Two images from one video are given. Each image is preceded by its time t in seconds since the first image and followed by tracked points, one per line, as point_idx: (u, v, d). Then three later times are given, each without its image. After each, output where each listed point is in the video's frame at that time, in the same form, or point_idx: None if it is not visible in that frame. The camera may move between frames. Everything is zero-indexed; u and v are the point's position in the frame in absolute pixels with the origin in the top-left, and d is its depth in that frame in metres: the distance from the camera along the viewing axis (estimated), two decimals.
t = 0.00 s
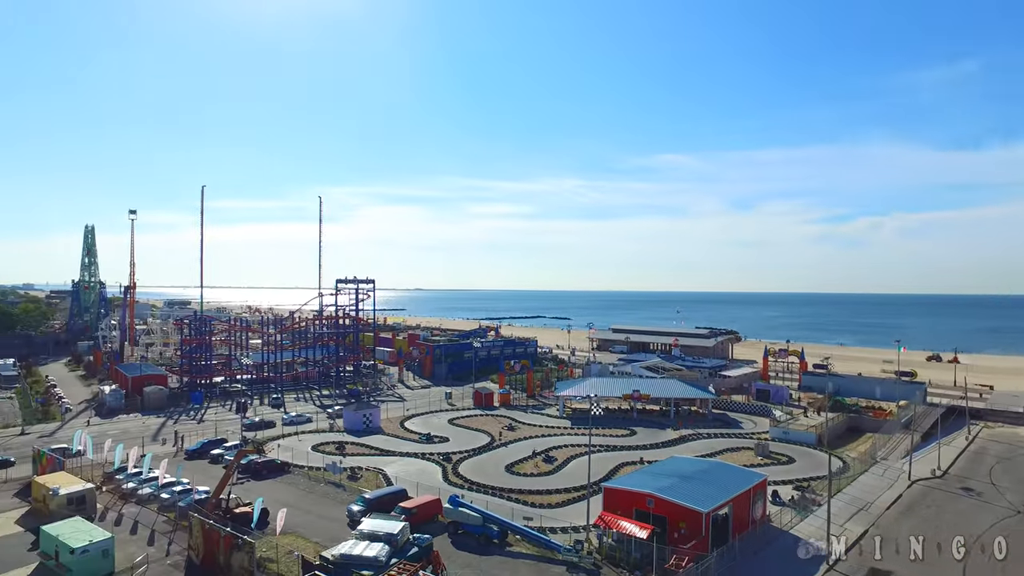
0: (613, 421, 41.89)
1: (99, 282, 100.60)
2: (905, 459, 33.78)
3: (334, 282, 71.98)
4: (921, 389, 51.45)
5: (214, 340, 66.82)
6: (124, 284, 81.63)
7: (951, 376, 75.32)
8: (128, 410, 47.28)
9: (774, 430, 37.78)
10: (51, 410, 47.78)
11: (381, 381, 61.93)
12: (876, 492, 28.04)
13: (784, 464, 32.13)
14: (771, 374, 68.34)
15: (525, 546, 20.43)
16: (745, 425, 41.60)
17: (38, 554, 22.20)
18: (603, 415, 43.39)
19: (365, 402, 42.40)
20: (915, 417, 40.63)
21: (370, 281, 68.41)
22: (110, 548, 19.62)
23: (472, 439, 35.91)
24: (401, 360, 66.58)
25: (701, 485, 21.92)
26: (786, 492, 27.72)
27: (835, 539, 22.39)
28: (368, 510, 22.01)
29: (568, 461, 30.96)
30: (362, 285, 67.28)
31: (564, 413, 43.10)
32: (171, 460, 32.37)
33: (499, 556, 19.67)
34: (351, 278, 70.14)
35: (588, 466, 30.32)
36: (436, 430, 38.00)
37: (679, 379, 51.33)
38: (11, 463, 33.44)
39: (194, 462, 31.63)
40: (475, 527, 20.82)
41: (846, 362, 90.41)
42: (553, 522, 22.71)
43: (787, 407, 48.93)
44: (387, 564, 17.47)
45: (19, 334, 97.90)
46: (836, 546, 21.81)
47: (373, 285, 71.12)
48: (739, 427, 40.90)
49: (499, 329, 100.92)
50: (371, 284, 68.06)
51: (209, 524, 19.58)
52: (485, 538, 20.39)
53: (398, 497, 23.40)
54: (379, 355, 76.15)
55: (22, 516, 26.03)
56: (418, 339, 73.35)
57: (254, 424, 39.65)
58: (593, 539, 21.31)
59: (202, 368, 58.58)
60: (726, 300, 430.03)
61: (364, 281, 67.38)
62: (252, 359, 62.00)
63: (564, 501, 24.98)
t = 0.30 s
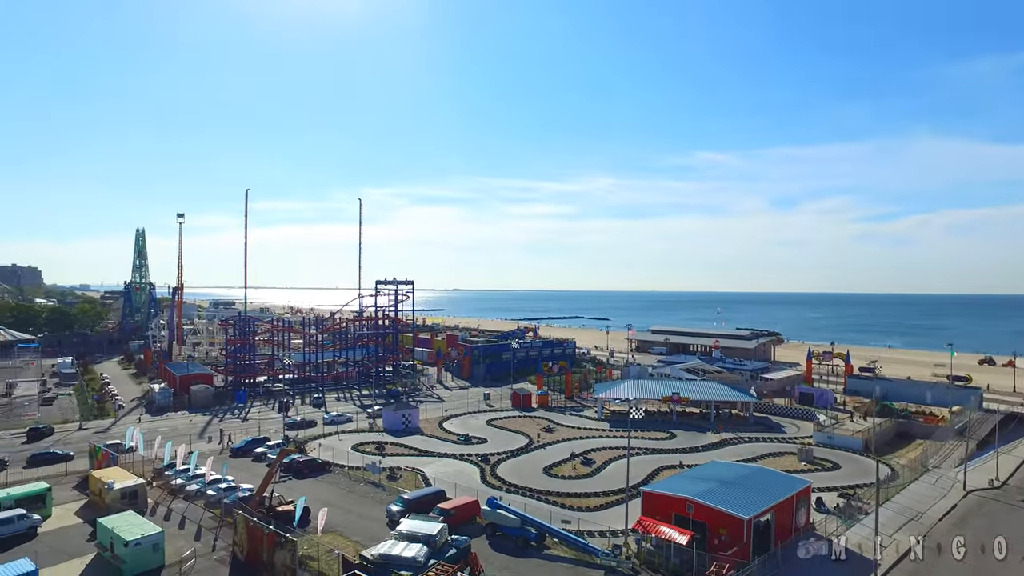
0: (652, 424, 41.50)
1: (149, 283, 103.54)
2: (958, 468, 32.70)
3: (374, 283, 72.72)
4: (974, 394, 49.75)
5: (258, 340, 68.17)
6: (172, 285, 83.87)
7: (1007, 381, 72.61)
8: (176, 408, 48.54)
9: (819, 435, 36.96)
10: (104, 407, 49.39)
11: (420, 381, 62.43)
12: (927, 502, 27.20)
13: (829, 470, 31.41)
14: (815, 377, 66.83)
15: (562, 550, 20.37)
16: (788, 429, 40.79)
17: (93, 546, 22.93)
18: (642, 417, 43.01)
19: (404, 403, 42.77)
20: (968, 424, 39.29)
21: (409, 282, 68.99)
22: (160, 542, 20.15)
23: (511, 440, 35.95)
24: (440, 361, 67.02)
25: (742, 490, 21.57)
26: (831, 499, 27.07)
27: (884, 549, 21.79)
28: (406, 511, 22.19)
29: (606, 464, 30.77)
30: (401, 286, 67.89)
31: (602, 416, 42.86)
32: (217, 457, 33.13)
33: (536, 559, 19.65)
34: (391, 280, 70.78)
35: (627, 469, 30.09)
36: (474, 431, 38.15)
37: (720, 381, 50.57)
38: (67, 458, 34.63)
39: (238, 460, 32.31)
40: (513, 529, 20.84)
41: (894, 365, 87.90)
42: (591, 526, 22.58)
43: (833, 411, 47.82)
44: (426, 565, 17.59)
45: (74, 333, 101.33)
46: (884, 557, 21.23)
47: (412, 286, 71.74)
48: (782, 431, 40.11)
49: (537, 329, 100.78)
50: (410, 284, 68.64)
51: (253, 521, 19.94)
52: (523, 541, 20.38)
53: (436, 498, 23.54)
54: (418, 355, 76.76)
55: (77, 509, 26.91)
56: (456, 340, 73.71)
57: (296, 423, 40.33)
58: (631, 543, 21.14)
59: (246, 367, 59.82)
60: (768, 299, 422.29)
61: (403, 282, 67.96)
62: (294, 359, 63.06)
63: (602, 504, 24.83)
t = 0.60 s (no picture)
0: (691, 427, 40.99)
1: (195, 283, 106.25)
2: (1014, 479, 31.55)
3: (413, 284, 73.37)
4: None
5: (300, 339, 69.35)
6: (218, 285, 85.93)
7: None
8: (221, 406, 49.71)
9: (865, 441, 36.11)
10: (153, 403, 50.81)
11: (458, 381, 62.77)
12: (981, 515, 26.27)
13: (876, 478, 30.61)
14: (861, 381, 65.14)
15: (599, 554, 20.24)
16: (832, 434, 39.88)
17: (143, 538, 23.62)
18: (681, 420, 42.51)
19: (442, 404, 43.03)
20: None
21: (447, 283, 69.35)
22: (206, 537, 20.65)
23: (548, 442, 35.87)
24: (477, 362, 67.24)
25: (784, 497, 21.18)
26: (878, 508, 26.37)
27: (934, 563, 21.12)
28: (444, 512, 22.32)
29: (644, 468, 30.50)
30: (439, 287, 68.31)
31: (640, 418, 42.50)
32: (260, 455, 33.81)
33: (573, 563, 19.57)
34: (429, 280, 71.35)
35: (666, 473, 29.76)
36: (511, 433, 38.19)
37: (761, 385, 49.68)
38: (119, 453, 35.75)
39: (280, 458, 32.92)
40: (550, 532, 20.80)
41: (945, 369, 85.14)
42: (629, 530, 22.41)
43: (879, 416, 46.56)
44: (463, 567, 17.66)
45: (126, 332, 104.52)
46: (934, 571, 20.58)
47: (451, 287, 72.11)
48: (826, 437, 39.23)
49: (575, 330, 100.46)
50: (448, 286, 68.99)
51: (294, 519, 20.28)
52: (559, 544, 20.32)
53: (474, 499, 23.63)
54: (456, 356, 77.16)
55: (129, 503, 27.76)
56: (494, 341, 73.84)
57: (336, 423, 40.94)
58: (670, 549, 20.91)
59: (288, 367, 60.95)
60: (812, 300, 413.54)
61: (441, 283, 68.41)
62: (335, 358, 63.94)
63: (640, 508, 24.61)
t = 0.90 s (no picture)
0: (729, 431, 40.43)
1: (236, 285, 108.51)
2: None
3: (448, 286, 73.79)
4: None
5: (338, 340, 70.29)
6: (258, 286, 87.61)
7: None
8: (261, 405, 50.67)
9: (911, 448, 35.22)
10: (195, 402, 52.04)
11: (492, 383, 62.94)
12: None
13: (922, 487, 29.78)
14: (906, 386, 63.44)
15: (634, 560, 20.07)
16: (876, 440, 38.95)
17: (187, 534, 24.19)
18: (718, 424, 41.96)
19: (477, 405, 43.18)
20: None
21: (483, 285, 69.56)
22: (246, 535, 21.03)
23: (582, 445, 35.73)
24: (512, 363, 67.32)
25: (825, 505, 20.72)
26: (926, 520, 25.62)
27: None
28: (478, 515, 22.39)
29: (680, 472, 30.17)
30: (475, 289, 68.54)
31: (676, 421, 42.07)
32: (298, 454, 34.37)
33: (608, 568, 19.44)
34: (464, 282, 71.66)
35: (702, 478, 29.39)
36: (546, 435, 38.12)
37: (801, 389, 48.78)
38: (163, 450, 36.68)
39: (318, 458, 33.43)
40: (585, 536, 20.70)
41: (996, 374, 82.37)
42: (664, 535, 22.19)
43: (925, 423, 45.31)
44: (497, 570, 17.66)
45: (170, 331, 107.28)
46: None
47: (486, 288, 72.33)
48: (869, 443, 38.32)
49: (610, 332, 99.89)
50: (483, 287, 69.20)
51: (331, 519, 20.55)
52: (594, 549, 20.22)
53: (508, 501, 23.64)
54: (491, 357, 77.40)
55: (172, 499, 28.45)
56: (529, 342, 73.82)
57: (371, 423, 41.36)
58: (707, 555, 20.66)
59: (326, 367, 61.85)
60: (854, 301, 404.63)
61: (477, 285, 68.65)
62: (371, 359, 64.66)
63: (676, 514, 24.33)
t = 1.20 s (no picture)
0: (763, 434, 39.85)
1: (270, 285, 110.14)
2: None
3: (478, 287, 73.97)
4: None
5: (370, 341, 70.91)
6: (291, 287, 88.78)
7: None
8: (294, 405, 51.35)
9: (954, 455, 34.30)
10: (231, 401, 52.94)
11: (523, 383, 62.87)
12: None
13: (965, 495, 28.96)
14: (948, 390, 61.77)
15: (665, 564, 19.87)
16: (916, 446, 38.02)
17: (222, 531, 24.60)
18: (752, 428, 41.39)
19: (507, 406, 43.18)
20: None
21: (513, 286, 69.56)
22: (279, 533, 21.34)
23: (613, 447, 35.51)
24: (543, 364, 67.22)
25: (863, 512, 20.29)
26: (970, 530, 24.88)
27: None
28: (507, 517, 22.40)
29: (712, 476, 29.81)
30: (505, 290, 68.57)
31: (709, 424, 41.59)
32: (330, 454, 34.77)
33: (638, 572, 19.28)
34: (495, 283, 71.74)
35: (735, 482, 28.99)
36: (576, 437, 37.99)
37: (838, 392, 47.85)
38: (200, 448, 37.38)
39: (350, 457, 33.77)
40: (615, 540, 20.57)
41: None
42: (696, 540, 21.93)
43: (969, 428, 44.09)
44: (526, 572, 17.62)
45: (208, 331, 109.36)
46: None
47: (516, 289, 72.31)
48: (909, 448, 37.43)
49: (641, 333, 99.16)
50: (514, 289, 69.20)
51: (362, 519, 20.73)
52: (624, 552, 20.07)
53: (538, 503, 23.62)
54: (522, 357, 77.40)
55: (209, 496, 29.00)
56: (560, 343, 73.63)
57: (403, 424, 41.65)
58: (739, 562, 20.36)
59: (358, 367, 62.45)
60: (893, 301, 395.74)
61: (507, 286, 68.68)
62: (403, 360, 65.07)
63: (708, 518, 24.03)
